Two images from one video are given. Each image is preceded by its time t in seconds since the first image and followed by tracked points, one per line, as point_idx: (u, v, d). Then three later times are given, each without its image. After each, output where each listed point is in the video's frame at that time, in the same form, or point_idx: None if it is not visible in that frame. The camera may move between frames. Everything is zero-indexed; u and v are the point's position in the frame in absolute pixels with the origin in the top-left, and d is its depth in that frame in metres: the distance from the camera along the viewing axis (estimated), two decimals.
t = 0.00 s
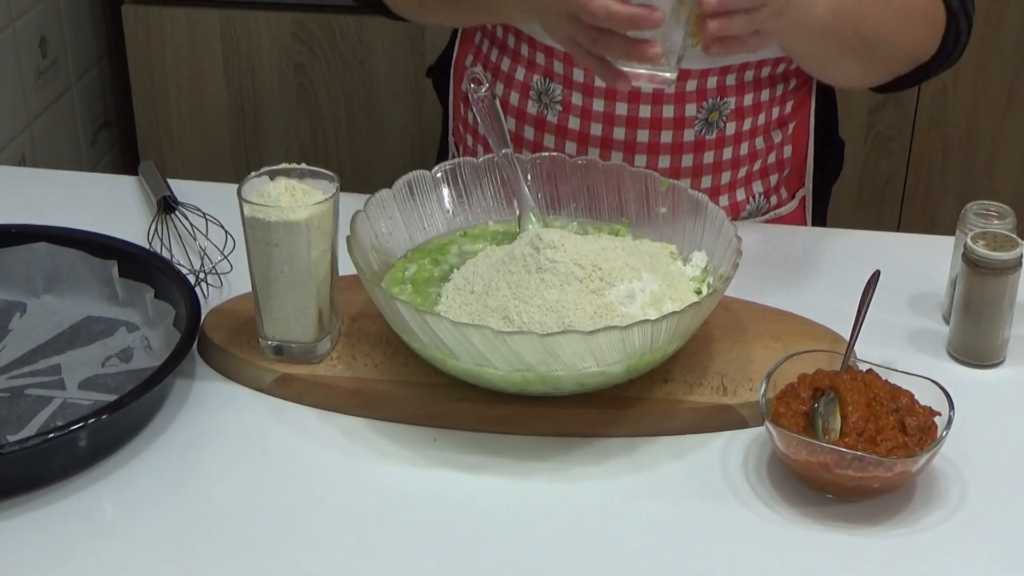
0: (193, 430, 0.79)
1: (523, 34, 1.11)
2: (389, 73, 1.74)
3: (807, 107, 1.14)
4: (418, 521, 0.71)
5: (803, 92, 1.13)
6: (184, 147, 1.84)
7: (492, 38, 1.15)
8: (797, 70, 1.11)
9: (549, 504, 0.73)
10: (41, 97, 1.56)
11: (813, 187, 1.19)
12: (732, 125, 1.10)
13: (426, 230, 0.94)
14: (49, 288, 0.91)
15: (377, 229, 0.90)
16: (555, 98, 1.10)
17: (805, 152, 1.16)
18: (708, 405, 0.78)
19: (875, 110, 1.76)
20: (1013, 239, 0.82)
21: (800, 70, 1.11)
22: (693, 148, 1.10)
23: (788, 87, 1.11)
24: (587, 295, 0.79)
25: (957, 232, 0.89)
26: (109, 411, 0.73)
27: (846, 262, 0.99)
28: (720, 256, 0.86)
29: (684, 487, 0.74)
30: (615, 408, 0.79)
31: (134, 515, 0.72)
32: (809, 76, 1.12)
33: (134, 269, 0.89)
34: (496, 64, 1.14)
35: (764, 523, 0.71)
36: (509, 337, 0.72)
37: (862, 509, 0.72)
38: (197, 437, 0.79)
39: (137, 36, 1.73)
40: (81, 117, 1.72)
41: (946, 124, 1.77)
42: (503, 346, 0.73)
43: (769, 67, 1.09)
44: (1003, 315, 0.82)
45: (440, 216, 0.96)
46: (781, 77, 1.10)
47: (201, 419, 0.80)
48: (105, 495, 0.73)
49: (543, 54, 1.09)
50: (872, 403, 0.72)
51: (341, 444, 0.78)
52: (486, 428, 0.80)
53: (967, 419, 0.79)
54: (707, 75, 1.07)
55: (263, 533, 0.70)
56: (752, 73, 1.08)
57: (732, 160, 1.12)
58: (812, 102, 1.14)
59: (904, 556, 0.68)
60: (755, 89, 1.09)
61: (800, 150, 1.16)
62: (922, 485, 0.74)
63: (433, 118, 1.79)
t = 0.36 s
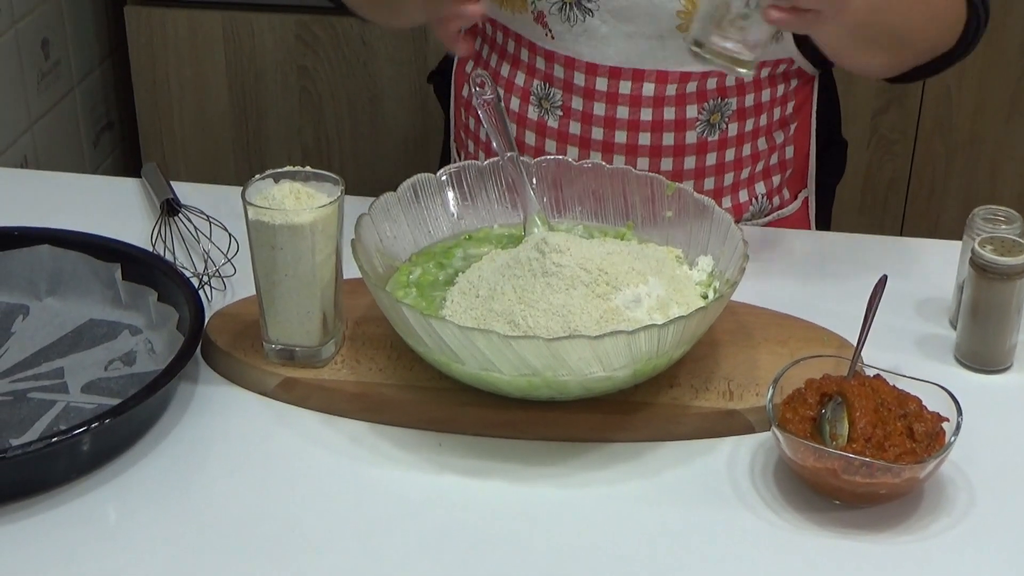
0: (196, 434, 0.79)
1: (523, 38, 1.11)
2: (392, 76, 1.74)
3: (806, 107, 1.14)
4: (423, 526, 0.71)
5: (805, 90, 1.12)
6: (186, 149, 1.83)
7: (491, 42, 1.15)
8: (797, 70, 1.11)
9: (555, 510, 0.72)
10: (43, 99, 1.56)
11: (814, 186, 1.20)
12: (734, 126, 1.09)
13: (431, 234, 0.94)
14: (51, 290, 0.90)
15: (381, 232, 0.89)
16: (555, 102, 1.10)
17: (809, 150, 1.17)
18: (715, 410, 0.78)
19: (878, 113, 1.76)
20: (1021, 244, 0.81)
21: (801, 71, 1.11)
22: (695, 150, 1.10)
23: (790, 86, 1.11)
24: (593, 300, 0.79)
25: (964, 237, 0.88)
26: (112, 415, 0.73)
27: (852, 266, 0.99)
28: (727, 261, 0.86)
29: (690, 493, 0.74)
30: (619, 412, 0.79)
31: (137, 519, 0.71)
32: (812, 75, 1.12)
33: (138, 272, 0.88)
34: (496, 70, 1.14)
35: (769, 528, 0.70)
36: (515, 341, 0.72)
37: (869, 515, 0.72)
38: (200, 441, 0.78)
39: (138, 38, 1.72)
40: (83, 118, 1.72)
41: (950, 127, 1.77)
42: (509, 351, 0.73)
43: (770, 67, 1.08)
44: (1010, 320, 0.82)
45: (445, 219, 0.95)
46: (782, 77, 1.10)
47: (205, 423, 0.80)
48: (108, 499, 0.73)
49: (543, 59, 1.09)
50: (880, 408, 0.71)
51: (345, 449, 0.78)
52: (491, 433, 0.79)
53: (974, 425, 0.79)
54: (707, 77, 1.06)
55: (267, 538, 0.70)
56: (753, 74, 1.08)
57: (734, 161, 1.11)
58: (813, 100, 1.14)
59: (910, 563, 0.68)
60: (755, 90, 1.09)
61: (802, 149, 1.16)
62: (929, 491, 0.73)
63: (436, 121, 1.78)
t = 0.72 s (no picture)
0: (192, 436, 0.78)
1: (520, 44, 1.10)
2: (391, 76, 1.73)
3: (805, 110, 1.13)
4: (420, 529, 0.70)
5: (805, 93, 1.13)
6: (185, 148, 1.83)
7: (487, 48, 1.13)
8: (798, 71, 1.11)
9: (554, 512, 0.72)
10: (40, 99, 1.55)
11: (813, 187, 1.19)
12: (736, 130, 1.09)
13: (427, 235, 0.93)
14: (48, 291, 0.90)
15: (379, 233, 0.89)
16: (555, 109, 1.09)
17: (805, 154, 1.15)
18: (714, 412, 0.78)
19: (878, 113, 1.76)
20: (1022, 245, 0.81)
21: (801, 71, 1.11)
22: (695, 154, 1.10)
23: (788, 88, 1.11)
24: (592, 301, 0.78)
25: (964, 238, 0.88)
26: (108, 417, 0.72)
27: (852, 267, 0.98)
28: (726, 262, 0.85)
29: (689, 496, 0.73)
30: (618, 414, 0.78)
31: (134, 522, 0.71)
32: (809, 76, 1.12)
33: (134, 273, 0.88)
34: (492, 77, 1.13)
35: (768, 531, 0.70)
36: (513, 343, 0.71)
37: (868, 518, 0.71)
38: (197, 444, 0.78)
39: (136, 38, 1.72)
40: (81, 118, 1.71)
41: (950, 127, 1.77)
42: (506, 353, 0.72)
43: (774, 70, 1.09)
44: (1011, 321, 0.81)
45: (443, 220, 0.95)
46: (783, 80, 1.10)
47: (201, 425, 0.80)
48: (104, 501, 0.72)
49: (547, 66, 1.08)
50: (880, 410, 0.71)
51: (342, 451, 0.78)
52: (488, 435, 0.79)
53: (975, 427, 0.78)
54: (712, 82, 1.07)
55: (263, 541, 0.69)
56: (759, 79, 1.09)
57: (734, 164, 1.11)
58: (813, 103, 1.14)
59: (909, 566, 0.67)
60: (759, 94, 1.09)
61: (801, 151, 1.15)
62: (929, 494, 0.73)
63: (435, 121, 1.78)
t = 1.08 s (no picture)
0: (186, 438, 0.78)
1: (514, 46, 1.09)
2: (388, 75, 1.73)
3: (800, 105, 1.14)
4: (415, 530, 0.70)
5: (799, 90, 1.13)
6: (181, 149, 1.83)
7: (482, 52, 1.12)
8: (794, 69, 1.11)
9: (549, 513, 0.72)
10: (36, 100, 1.55)
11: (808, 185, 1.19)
12: (734, 130, 1.09)
13: (422, 235, 0.93)
14: (43, 293, 0.90)
15: (373, 234, 0.89)
16: (553, 113, 1.09)
17: (800, 150, 1.16)
18: (710, 411, 0.77)
19: (875, 111, 1.76)
20: (1018, 243, 0.81)
21: (796, 70, 1.11)
22: (694, 154, 1.09)
23: (785, 86, 1.12)
24: (586, 301, 0.78)
25: (961, 236, 0.88)
26: (102, 418, 0.72)
27: (849, 266, 0.98)
28: (721, 261, 0.85)
29: (685, 496, 0.73)
30: (614, 413, 0.78)
31: (128, 524, 0.71)
32: (803, 73, 1.12)
33: (129, 274, 0.88)
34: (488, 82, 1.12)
35: (764, 531, 0.70)
36: (508, 344, 0.71)
37: (865, 517, 0.71)
38: (192, 446, 0.77)
39: (132, 39, 1.71)
40: (77, 119, 1.71)
41: (948, 125, 1.77)
42: (501, 354, 0.72)
43: (772, 69, 1.09)
44: (1008, 319, 0.81)
45: (438, 220, 0.95)
46: (779, 78, 1.11)
47: (196, 427, 0.79)
48: (98, 504, 0.72)
49: (545, 70, 1.08)
50: (876, 410, 0.71)
51: (337, 452, 0.77)
52: (484, 435, 0.79)
53: (972, 426, 0.78)
54: (711, 83, 1.07)
55: (258, 543, 0.69)
56: (756, 78, 1.08)
57: (732, 164, 1.11)
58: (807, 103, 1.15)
59: (905, 565, 0.67)
60: (757, 94, 1.09)
61: (795, 150, 1.15)
62: (925, 493, 0.73)
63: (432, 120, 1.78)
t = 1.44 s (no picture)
0: (183, 438, 0.78)
1: (511, 43, 1.09)
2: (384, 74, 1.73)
3: (798, 105, 1.13)
4: (411, 530, 0.70)
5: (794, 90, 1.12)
6: (179, 148, 1.83)
7: (479, 47, 1.13)
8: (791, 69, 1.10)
9: (546, 512, 0.71)
10: (32, 100, 1.55)
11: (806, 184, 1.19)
12: (728, 127, 1.08)
13: (418, 233, 0.93)
14: (38, 294, 0.89)
15: (369, 233, 0.89)
16: (547, 109, 1.09)
17: (797, 151, 1.15)
18: (707, 409, 0.77)
19: (874, 106, 1.75)
20: (1016, 238, 0.80)
21: (792, 70, 1.10)
22: (689, 151, 1.09)
23: (782, 85, 1.11)
24: (583, 300, 0.77)
25: (958, 231, 0.87)
26: (98, 419, 0.71)
27: (847, 262, 0.98)
28: (718, 258, 0.85)
29: (683, 494, 0.73)
30: (610, 411, 0.78)
31: (124, 524, 0.70)
32: (802, 73, 1.11)
33: (124, 274, 0.88)
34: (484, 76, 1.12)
35: (762, 529, 0.70)
36: (503, 342, 0.70)
37: (864, 514, 0.71)
38: (188, 446, 0.77)
39: (127, 39, 1.71)
40: (74, 119, 1.71)
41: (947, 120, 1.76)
42: (496, 352, 0.72)
43: (764, 67, 1.08)
44: (1006, 315, 0.81)
45: (434, 217, 0.94)
46: (774, 76, 1.09)
47: (193, 426, 0.79)
48: (94, 504, 0.72)
49: (538, 66, 1.08)
50: (873, 406, 0.70)
51: (334, 452, 0.77)
52: (482, 434, 0.78)
53: (971, 422, 0.78)
54: (702, 79, 1.06)
55: (254, 544, 0.69)
56: (747, 75, 1.08)
57: (728, 162, 1.10)
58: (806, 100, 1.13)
59: (904, 562, 0.67)
60: (748, 90, 1.09)
61: (793, 150, 1.14)
62: (924, 489, 0.72)
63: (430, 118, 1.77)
